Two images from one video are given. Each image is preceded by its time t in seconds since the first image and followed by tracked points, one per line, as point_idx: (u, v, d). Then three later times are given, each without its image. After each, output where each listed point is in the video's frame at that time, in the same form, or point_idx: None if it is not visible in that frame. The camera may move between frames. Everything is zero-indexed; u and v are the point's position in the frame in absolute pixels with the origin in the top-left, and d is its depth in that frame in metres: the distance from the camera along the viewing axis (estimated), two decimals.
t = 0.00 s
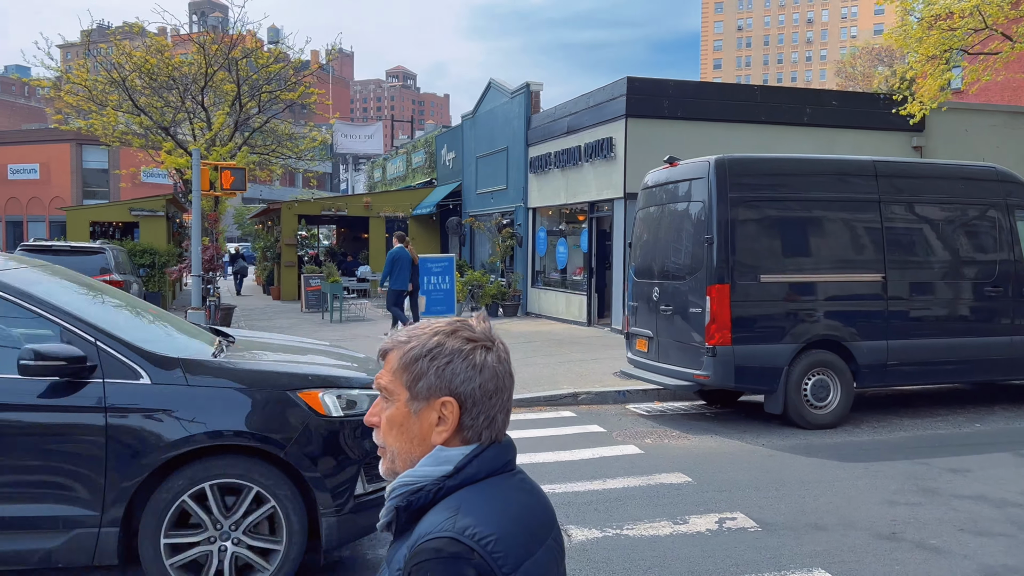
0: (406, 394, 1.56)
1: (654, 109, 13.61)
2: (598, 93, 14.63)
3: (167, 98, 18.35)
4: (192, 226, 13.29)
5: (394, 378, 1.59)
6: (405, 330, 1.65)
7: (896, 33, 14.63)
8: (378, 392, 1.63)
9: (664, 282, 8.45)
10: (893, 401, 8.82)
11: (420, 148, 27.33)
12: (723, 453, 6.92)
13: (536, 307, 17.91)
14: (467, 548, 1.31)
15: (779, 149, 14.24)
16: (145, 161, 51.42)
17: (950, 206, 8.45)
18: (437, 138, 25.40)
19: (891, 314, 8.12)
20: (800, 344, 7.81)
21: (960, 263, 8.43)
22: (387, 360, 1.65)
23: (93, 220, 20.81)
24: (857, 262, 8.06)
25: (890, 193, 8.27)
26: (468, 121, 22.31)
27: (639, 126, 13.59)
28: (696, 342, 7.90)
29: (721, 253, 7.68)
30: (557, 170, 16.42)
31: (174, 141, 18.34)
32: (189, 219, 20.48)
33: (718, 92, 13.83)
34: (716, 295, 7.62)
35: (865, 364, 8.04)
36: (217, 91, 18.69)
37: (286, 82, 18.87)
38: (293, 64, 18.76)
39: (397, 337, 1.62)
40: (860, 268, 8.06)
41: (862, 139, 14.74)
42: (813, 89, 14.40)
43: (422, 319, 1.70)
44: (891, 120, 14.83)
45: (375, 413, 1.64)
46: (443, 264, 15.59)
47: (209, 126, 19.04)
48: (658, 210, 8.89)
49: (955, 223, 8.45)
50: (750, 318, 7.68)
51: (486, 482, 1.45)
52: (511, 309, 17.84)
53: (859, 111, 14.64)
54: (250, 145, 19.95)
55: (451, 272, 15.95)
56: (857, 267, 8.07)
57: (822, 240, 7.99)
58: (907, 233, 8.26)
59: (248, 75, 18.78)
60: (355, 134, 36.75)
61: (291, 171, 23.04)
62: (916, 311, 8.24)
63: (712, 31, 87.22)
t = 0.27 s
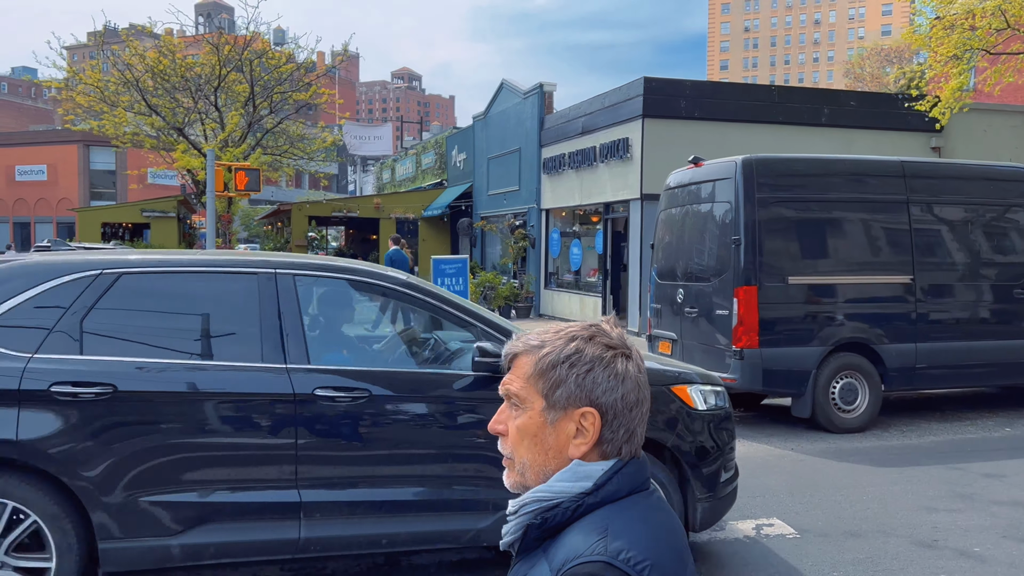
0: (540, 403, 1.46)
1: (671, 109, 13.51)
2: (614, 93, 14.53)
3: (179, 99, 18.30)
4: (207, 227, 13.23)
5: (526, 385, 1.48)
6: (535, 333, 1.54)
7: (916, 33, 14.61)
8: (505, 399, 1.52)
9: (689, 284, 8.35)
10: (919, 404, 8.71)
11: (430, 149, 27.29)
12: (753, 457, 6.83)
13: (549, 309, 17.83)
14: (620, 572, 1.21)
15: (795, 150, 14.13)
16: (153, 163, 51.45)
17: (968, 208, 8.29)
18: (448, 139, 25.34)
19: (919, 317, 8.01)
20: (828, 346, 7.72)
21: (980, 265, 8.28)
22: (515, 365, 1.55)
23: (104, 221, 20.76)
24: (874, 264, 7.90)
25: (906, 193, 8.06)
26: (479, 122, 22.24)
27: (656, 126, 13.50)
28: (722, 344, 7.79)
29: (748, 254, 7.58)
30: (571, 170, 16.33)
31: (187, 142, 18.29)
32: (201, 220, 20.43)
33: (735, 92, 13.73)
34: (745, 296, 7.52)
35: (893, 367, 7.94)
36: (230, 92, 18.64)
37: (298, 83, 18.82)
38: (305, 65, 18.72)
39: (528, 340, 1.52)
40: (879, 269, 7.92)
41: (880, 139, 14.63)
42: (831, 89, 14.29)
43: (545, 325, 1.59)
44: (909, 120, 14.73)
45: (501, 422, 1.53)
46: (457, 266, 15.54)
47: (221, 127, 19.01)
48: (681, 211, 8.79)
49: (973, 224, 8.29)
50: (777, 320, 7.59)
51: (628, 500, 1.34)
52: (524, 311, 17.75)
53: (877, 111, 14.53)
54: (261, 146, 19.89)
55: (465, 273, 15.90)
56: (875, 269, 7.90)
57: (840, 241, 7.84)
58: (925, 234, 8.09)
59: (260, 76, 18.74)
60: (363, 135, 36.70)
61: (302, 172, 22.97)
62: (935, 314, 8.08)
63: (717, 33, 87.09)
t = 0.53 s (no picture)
0: (678, 417, 1.49)
1: (689, 110, 13.45)
2: (630, 94, 14.48)
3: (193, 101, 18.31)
4: (223, 228, 13.20)
5: (659, 398, 1.51)
6: (660, 344, 1.56)
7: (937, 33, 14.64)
8: (636, 410, 1.53)
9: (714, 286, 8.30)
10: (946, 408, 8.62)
11: (441, 151, 27.25)
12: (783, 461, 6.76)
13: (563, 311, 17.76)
14: None
15: (813, 152, 14.05)
16: (161, 164, 51.52)
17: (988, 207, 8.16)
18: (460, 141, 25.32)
19: (946, 320, 7.92)
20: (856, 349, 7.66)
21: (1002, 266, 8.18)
22: (641, 375, 1.56)
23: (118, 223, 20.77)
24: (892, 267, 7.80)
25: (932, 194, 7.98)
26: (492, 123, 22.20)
27: (674, 128, 13.44)
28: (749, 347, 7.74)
29: (777, 256, 7.56)
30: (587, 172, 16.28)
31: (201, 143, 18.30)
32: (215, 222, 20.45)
33: (754, 93, 13.66)
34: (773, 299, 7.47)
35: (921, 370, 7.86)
36: (244, 93, 18.65)
37: (312, 85, 18.82)
38: (319, 67, 18.71)
39: (658, 352, 1.54)
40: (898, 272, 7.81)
41: (899, 141, 14.53)
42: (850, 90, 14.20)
43: (662, 334, 1.61)
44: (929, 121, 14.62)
45: (630, 434, 1.54)
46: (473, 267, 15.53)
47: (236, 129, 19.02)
48: (705, 213, 8.74)
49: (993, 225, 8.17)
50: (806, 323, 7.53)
51: (773, 517, 1.40)
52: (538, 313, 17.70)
53: (897, 113, 14.43)
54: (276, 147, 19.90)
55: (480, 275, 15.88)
56: (893, 272, 7.80)
57: (860, 243, 7.75)
58: (944, 235, 7.98)
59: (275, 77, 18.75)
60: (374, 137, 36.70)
61: (315, 174, 22.97)
62: (956, 316, 7.97)
63: (725, 34, 86.94)
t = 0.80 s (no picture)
0: (805, 429, 1.55)
1: (705, 112, 13.38)
2: (647, 96, 14.43)
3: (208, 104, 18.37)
4: (240, 231, 13.22)
5: (780, 412, 1.58)
6: (777, 353, 1.62)
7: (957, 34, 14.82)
8: (754, 420, 1.61)
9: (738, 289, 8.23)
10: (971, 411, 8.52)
11: (453, 154, 27.24)
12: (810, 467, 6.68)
13: (578, 314, 17.71)
14: None
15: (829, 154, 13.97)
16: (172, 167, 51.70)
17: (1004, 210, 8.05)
18: (472, 144, 25.32)
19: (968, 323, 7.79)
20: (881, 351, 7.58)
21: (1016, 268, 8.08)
22: (756, 384, 1.63)
23: (132, 225, 20.82)
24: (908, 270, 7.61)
25: (946, 194, 7.84)
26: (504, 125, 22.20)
27: (690, 129, 13.38)
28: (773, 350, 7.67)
29: (801, 257, 7.50)
30: (602, 175, 16.23)
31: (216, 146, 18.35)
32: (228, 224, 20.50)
33: (770, 95, 13.59)
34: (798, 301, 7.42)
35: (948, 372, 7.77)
36: (259, 96, 18.71)
37: (326, 87, 18.85)
38: (333, 70, 18.74)
39: (774, 363, 1.60)
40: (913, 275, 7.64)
41: (917, 142, 14.41)
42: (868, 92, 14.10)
43: (777, 341, 1.68)
44: (948, 123, 14.51)
45: (747, 445, 1.62)
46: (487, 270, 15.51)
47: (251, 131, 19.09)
48: (726, 216, 8.69)
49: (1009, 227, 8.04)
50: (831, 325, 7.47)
51: (903, 531, 1.46)
52: (552, 316, 17.65)
53: (915, 114, 14.31)
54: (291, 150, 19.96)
55: (495, 278, 15.87)
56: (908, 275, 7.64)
57: (878, 246, 7.57)
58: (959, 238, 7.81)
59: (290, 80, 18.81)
60: (385, 139, 36.76)
61: (327, 177, 23.03)
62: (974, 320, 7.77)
63: (735, 37, 86.76)
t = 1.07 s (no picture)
0: (928, 444, 1.57)
1: (724, 114, 13.28)
2: (664, 98, 14.34)
3: (224, 107, 18.41)
4: (257, 234, 13.21)
5: (898, 424, 1.60)
6: (897, 362, 1.65)
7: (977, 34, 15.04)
8: (870, 430, 1.64)
9: (761, 292, 8.12)
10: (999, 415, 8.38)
11: (467, 157, 27.22)
12: (839, 472, 6.56)
13: (594, 317, 17.61)
14: None
15: (849, 155, 13.83)
16: (186, 171, 51.93)
17: None
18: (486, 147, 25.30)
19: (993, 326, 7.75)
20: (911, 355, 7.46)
21: None
22: (874, 394, 1.66)
23: (147, 228, 20.86)
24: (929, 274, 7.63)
25: (967, 196, 7.83)
26: (519, 128, 22.16)
27: (709, 131, 13.28)
28: (798, 354, 7.56)
29: (827, 259, 7.38)
30: (618, 177, 16.15)
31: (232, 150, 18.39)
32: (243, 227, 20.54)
33: (789, 97, 13.49)
34: (825, 305, 7.30)
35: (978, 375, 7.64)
36: (276, 99, 18.77)
37: (341, 91, 18.87)
38: (348, 73, 18.74)
39: (895, 372, 1.62)
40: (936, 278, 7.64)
41: (938, 144, 14.27)
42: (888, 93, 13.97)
43: (894, 349, 1.69)
44: (969, 125, 14.36)
45: (863, 457, 1.66)
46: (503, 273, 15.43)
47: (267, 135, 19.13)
48: (748, 218, 8.59)
49: None
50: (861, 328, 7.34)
51: None
52: (567, 319, 17.57)
53: (936, 116, 14.19)
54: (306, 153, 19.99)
55: (510, 281, 15.80)
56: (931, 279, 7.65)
57: (899, 249, 7.58)
58: (981, 241, 7.83)
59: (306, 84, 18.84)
60: (397, 142, 36.79)
61: (341, 180, 23.04)
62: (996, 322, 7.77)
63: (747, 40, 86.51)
